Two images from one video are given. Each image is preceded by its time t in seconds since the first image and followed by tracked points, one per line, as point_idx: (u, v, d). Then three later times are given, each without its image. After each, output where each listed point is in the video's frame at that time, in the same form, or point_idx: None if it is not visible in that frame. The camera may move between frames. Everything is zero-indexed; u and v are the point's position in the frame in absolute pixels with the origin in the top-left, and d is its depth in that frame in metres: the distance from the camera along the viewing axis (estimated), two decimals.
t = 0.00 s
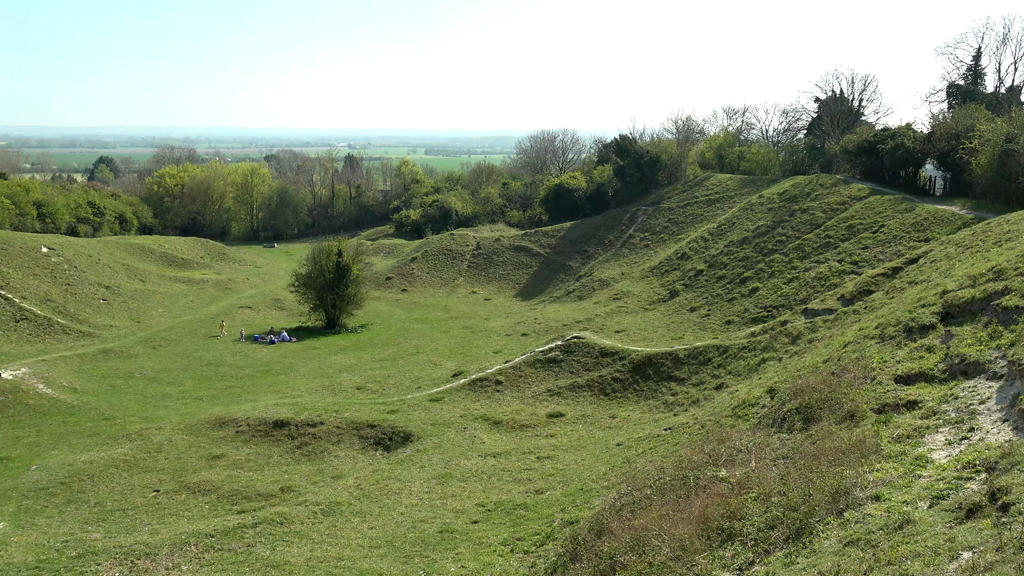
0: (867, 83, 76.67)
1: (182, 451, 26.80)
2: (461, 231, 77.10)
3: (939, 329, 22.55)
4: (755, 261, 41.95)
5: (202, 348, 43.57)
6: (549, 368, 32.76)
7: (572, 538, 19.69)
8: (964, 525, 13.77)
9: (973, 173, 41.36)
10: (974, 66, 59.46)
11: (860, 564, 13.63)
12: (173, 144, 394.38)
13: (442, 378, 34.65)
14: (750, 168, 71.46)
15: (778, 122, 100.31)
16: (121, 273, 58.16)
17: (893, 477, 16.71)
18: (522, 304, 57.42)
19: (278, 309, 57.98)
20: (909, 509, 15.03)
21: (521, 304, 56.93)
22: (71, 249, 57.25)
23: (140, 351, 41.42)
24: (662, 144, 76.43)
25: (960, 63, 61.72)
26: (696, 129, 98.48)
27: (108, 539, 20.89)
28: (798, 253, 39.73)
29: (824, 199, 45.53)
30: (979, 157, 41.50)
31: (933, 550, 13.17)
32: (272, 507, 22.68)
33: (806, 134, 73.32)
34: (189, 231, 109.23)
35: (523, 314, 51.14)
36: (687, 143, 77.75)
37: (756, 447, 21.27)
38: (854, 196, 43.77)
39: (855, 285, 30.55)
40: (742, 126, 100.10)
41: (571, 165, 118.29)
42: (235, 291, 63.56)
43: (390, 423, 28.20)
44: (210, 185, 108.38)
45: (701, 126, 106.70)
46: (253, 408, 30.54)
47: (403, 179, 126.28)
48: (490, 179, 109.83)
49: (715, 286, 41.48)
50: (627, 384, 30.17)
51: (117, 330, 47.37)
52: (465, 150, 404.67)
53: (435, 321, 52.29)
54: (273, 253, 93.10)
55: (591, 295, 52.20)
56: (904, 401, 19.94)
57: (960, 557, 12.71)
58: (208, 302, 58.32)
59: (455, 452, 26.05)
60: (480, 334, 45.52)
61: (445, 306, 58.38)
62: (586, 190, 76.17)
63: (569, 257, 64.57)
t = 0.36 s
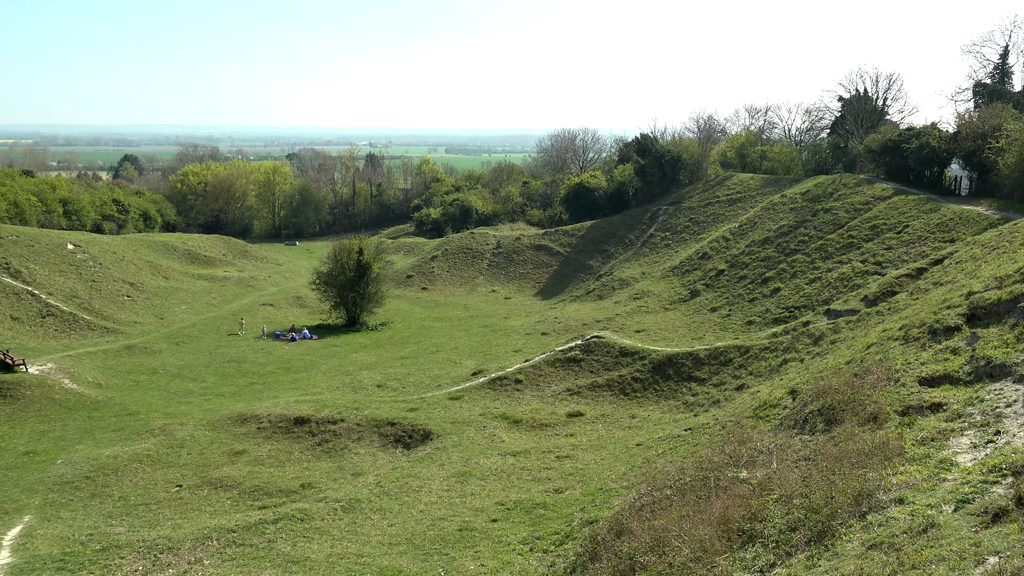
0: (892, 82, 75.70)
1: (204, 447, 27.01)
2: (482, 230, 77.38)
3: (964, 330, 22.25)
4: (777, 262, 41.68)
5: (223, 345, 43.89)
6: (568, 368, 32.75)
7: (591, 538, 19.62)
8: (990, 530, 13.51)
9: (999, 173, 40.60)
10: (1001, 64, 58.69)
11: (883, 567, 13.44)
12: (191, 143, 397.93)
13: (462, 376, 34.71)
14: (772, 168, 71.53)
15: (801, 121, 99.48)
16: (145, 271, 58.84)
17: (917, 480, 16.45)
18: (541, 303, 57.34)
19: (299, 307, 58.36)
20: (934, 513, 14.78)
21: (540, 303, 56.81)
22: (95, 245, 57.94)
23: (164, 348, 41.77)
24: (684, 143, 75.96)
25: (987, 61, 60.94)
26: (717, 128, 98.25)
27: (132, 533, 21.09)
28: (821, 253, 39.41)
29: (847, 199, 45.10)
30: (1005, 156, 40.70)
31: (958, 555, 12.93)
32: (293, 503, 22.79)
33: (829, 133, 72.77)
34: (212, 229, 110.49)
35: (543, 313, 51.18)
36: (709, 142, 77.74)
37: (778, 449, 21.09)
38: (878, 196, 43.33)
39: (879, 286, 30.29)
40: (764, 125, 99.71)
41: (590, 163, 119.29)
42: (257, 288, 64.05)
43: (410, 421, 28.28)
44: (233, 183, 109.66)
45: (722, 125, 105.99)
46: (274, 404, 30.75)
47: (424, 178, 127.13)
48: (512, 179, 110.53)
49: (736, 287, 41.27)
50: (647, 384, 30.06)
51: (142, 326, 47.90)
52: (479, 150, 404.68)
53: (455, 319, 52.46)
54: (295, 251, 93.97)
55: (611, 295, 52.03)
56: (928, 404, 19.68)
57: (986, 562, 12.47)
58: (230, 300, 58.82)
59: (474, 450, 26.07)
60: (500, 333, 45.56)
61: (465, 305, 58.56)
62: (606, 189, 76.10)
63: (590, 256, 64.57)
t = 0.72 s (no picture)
0: (924, 79, 74.24)
1: (230, 441, 27.28)
2: (506, 228, 77.63)
3: (996, 331, 21.85)
4: (804, 261, 41.29)
5: (250, 341, 44.33)
6: (593, 366, 32.68)
7: (615, 537, 19.55)
8: (1022, 535, 13.18)
9: None
10: None
11: (911, 571, 13.19)
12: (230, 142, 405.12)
13: (485, 374, 34.77)
14: (799, 167, 71.56)
15: (830, 119, 98.44)
16: (174, 267, 59.61)
17: (946, 482, 16.13)
18: (567, 301, 57.34)
19: (325, 304, 58.77)
20: (964, 516, 14.48)
21: (565, 301, 56.80)
22: (125, 243, 58.87)
23: (192, 344, 42.20)
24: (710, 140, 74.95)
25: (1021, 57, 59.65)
26: (744, 126, 97.60)
27: (160, 526, 21.32)
28: (848, 252, 38.97)
29: (876, 198, 44.55)
30: None
31: (988, 559, 12.64)
32: (318, 498, 22.93)
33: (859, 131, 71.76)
34: (239, 226, 112.04)
35: (568, 311, 51.15)
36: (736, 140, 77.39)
37: (804, 450, 20.88)
38: (907, 195, 42.75)
39: (907, 286, 29.92)
40: (792, 122, 98.82)
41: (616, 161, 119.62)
42: (283, 285, 64.56)
43: (434, 418, 28.37)
44: (260, 180, 111.03)
45: (749, 123, 105.31)
46: (300, 400, 30.99)
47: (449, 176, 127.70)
48: (537, 176, 110.92)
49: (762, 286, 40.96)
50: (671, 383, 29.91)
51: (171, 322, 48.48)
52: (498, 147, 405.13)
53: (479, 317, 52.62)
54: (322, 248, 94.90)
55: (635, 293, 51.88)
56: (958, 406, 19.34)
57: (1018, 568, 12.16)
58: (257, 296, 59.34)
59: (498, 448, 26.09)
60: (524, 331, 45.59)
61: (489, 302, 58.72)
62: (632, 187, 75.84)
63: (614, 254, 64.37)
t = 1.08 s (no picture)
0: (953, 76, 73.24)
1: (256, 436, 27.52)
2: (529, 225, 77.78)
3: None
4: (830, 259, 40.89)
5: (275, 337, 44.72)
6: (616, 363, 32.60)
7: (637, 535, 19.49)
8: None
9: None
10: None
11: (940, 573, 12.95)
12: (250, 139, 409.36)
13: (508, 371, 34.82)
14: (826, 164, 71.11)
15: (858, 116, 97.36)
16: (200, 263, 60.29)
17: (975, 484, 15.85)
18: (591, 298, 57.25)
19: (349, 300, 59.11)
20: (993, 518, 14.21)
21: (590, 299, 56.72)
22: (153, 239, 59.71)
23: (218, 339, 42.62)
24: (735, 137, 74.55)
25: None
26: (770, 123, 96.95)
27: (186, 519, 21.54)
28: (875, 251, 38.51)
29: (904, 195, 44.03)
30: None
31: (1020, 562, 12.38)
32: (342, 493, 23.07)
33: (887, 128, 70.91)
34: (265, 223, 113.11)
35: (591, 309, 51.08)
36: (761, 137, 76.88)
37: (830, 449, 20.68)
38: (936, 192, 42.21)
39: (936, 284, 29.54)
40: (818, 119, 97.96)
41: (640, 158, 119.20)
42: (308, 281, 65.06)
43: (457, 415, 28.44)
44: (285, 177, 111.89)
45: (775, 119, 104.53)
46: (324, 396, 31.19)
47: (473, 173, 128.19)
48: (561, 173, 111.22)
49: (787, 285, 40.64)
50: (695, 381, 29.76)
51: (197, 317, 48.98)
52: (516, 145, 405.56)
53: (502, 314, 52.72)
54: (347, 245, 95.64)
55: (659, 291, 51.66)
56: (988, 407, 19.02)
57: None
58: (282, 292, 59.77)
59: (521, 445, 26.10)
60: (547, 328, 45.60)
61: (513, 299, 58.87)
62: (656, 184, 75.56)
63: (638, 252, 64.14)
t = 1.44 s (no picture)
0: (982, 71, 71.99)
1: (279, 432, 27.74)
2: (550, 223, 77.92)
3: None
4: (855, 258, 40.50)
5: (298, 333, 44.99)
6: (638, 362, 32.49)
7: (659, 534, 19.41)
8: None
9: None
10: None
11: None
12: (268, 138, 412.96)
13: (529, 369, 34.85)
14: (851, 161, 70.52)
15: (884, 112, 96.18)
16: (224, 261, 60.86)
17: (1004, 486, 15.56)
18: (612, 296, 57.14)
19: (371, 298, 59.43)
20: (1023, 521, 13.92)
21: (612, 297, 56.59)
22: (178, 236, 60.38)
23: (242, 336, 43.04)
24: (759, 135, 74.12)
25: None
26: (794, 120, 96.20)
27: (210, 514, 21.74)
28: (901, 249, 38.08)
29: (931, 193, 43.53)
30: None
31: None
32: (364, 490, 23.17)
33: (913, 125, 70.06)
34: (288, 220, 114.14)
35: (612, 307, 51.01)
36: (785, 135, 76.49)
37: (854, 450, 20.48)
38: (964, 190, 41.65)
39: (964, 283, 29.15)
40: (844, 116, 97.06)
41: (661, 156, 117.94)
42: (331, 279, 65.48)
43: (478, 412, 28.48)
44: (308, 176, 111.75)
45: (800, 116, 103.66)
46: (346, 393, 31.37)
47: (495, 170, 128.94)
48: (582, 171, 111.79)
49: (811, 283, 40.34)
50: (717, 380, 29.59)
51: (222, 314, 49.43)
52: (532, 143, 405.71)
53: (524, 312, 52.79)
54: (369, 243, 96.27)
55: (682, 289, 51.48)
56: (1017, 408, 18.66)
57: None
58: (305, 289, 60.18)
59: (542, 443, 26.10)
60: (569, 326, 45.59)
61: (534, 297, 58.98)
62: (678, 182, 75.35)
63: (660, 250, 63.94)
